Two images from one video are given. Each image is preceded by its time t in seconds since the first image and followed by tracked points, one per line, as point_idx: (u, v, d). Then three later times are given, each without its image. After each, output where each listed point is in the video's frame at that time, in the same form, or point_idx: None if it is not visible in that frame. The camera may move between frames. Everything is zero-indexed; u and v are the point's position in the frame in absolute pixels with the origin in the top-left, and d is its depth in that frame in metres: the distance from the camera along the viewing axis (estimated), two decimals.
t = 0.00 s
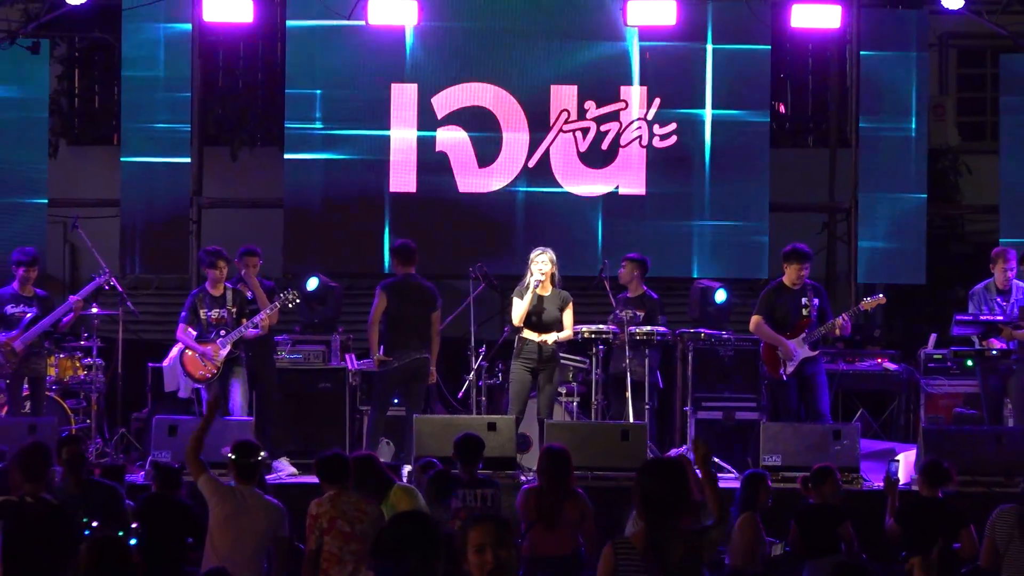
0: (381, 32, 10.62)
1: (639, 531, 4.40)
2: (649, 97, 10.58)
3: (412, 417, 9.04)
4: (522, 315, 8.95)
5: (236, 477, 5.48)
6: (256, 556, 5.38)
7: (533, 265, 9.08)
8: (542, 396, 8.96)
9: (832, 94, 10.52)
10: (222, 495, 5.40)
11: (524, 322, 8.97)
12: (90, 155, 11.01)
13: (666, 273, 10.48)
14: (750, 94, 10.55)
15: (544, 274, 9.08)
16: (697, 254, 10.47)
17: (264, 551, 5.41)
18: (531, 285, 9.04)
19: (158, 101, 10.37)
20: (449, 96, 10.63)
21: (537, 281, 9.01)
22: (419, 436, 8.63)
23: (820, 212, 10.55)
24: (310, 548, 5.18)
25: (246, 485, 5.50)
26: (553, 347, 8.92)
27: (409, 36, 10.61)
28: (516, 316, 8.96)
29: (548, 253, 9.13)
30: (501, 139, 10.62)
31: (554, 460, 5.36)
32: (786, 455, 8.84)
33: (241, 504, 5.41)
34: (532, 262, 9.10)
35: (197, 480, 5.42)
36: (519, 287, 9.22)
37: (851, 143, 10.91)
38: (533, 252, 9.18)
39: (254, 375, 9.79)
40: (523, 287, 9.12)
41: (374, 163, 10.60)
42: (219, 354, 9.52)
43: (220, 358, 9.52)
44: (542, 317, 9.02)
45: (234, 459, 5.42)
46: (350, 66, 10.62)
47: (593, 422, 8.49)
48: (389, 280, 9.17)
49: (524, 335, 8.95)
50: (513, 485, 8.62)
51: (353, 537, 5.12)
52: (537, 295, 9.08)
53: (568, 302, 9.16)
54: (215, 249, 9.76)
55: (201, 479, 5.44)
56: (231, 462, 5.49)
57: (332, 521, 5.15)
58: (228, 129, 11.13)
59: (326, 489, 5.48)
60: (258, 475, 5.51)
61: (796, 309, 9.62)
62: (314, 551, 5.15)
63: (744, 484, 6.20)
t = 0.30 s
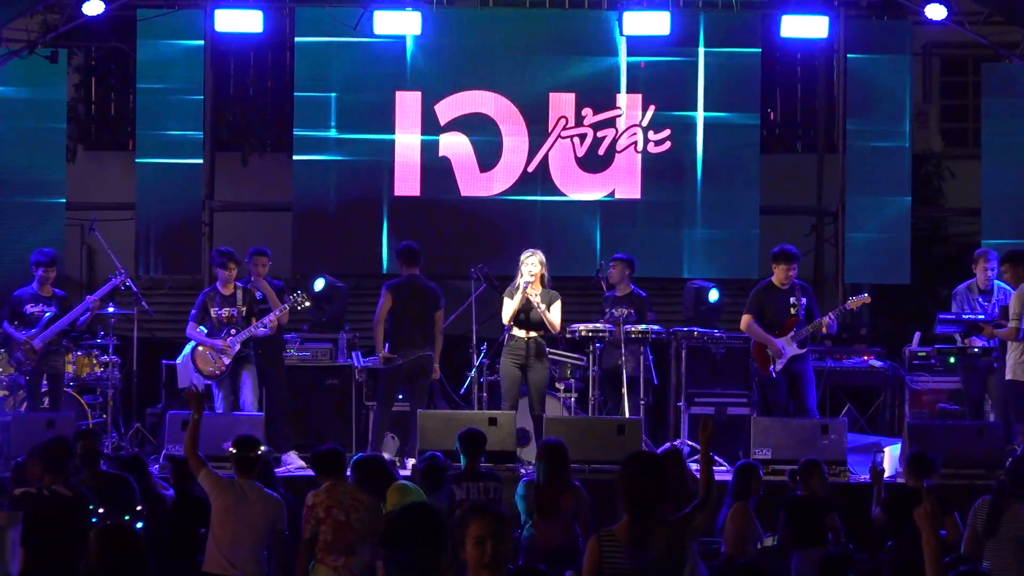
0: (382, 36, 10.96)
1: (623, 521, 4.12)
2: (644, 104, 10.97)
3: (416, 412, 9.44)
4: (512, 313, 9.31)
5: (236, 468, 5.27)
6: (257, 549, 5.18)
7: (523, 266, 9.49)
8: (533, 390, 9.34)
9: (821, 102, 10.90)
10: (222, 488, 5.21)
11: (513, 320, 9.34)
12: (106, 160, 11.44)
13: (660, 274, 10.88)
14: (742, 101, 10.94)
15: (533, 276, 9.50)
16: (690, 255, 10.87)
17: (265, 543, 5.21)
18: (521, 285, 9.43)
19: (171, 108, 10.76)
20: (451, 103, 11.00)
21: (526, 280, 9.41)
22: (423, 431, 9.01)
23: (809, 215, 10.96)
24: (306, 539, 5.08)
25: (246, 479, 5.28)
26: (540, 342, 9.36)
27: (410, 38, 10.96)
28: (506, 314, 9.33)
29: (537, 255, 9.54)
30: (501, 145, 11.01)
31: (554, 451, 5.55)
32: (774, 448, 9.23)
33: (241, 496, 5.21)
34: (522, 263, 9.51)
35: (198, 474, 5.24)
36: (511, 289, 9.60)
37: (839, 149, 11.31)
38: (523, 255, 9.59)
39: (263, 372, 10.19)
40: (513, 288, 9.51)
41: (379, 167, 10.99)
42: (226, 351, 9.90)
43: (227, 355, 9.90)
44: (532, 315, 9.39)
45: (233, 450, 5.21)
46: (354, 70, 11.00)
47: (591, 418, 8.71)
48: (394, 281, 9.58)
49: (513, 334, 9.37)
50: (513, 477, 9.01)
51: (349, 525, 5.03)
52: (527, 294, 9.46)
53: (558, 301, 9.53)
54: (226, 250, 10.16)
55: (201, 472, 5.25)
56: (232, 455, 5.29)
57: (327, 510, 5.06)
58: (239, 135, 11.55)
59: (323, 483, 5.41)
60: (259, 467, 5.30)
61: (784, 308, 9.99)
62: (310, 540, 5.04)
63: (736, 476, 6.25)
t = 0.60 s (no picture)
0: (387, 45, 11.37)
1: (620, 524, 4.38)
2: (640, 111, 11.38)
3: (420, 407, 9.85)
4: (499, 314, 9.72)
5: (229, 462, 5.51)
6: (253, 539, 5.47)
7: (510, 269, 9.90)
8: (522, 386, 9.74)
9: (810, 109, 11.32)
10: (217, 483, 5.47)
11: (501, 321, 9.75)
12: (122, 165, 11.88)
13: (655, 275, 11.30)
14: (734, 109, 11.35)
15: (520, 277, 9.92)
16: (684, 257, 11.28)
17: (261, 532, 5.50)
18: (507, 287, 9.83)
19: (185, 115, 11.19)
20: (454, 110, 11.40)
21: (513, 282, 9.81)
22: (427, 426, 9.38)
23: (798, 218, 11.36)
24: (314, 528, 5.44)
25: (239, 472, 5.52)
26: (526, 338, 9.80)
27: (414, 46, 11.33)
28: (493, 315, 9.74)
29: (524, 258, 9.94)
30: (501, 150, 11.42)
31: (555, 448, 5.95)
32: (765, 442, 9.49)
33: (236, 490, 5.47)
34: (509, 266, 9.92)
35: (194, 468, 5.51)
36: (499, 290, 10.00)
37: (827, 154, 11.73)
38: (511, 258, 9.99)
39: (273, 369, 10.60)
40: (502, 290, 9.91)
41: (385, 172, 11.39)
42: (234, 349, 10.28)
43: (235, 353, 10.28)
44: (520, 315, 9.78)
45: (225, 446, 5.44)
46: (360, 77, 11.41)
47: (588, 413, 9.01)
48: (399, 281, 9.98)
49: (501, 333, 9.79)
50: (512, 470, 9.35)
51: (352, 517, 5.35)
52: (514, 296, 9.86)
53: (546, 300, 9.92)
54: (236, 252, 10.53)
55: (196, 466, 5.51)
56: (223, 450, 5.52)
57: (333, 503, 5.38)
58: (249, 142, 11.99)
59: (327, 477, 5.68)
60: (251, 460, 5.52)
61: (774, 307, 10.38)
62: (316, 531, 5.40)
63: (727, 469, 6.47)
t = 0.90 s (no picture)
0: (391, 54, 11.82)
1: (625, 507, 4.79)
2: (635, 117, 11.82)
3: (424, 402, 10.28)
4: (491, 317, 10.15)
5: (229, 459, 5.74)
6: (257, 531, 5.69)
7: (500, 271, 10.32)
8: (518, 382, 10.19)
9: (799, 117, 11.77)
10: (219, 479, 5.69)
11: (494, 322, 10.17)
12: (137, 170, 12.35)
13: (650, 275, 11.74)
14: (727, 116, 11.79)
15: (509, 278, 10.34)
16: (678, 258, 11.71)
17: (264, 525, 5.72)
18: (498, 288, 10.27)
19: (199, 121, 11.64)
20: (457, 117, 11.85)
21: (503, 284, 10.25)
22: (431, 420, 9.78)
23: (788, 220, 11.81)
24: (324, 522, 5.63)
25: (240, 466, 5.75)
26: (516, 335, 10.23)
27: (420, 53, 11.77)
28: (487, 318, 10.17)
29: (511, 259, 10.37)
30: (502, 155, 11.86)
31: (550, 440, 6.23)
32: (756, 436, 9.87)
33: (237, 485, 5.69)
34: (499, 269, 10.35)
35: (197, 465, 5.73)
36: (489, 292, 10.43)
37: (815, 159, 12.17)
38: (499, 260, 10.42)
39: (283, 366, 11.03)
40: (492, 292, 10.33)
41: (390, 176, 11.82)
42: (242, 346, 10.74)
43: (243, 350, 10.74)
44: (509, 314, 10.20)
45: (225, 444, 5.68)
46: (367, 83, 11.83)
47: (586, 407, 9.38)
48: (404, 281, 10.40)
49: (495, 332, 10.21)
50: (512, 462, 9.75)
51: (358, 506, 5.53)
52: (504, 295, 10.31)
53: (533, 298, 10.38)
54: (246, 253, 10.96)
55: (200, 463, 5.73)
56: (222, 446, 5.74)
57: (338, 496, 5.56)
58: (259, 147, 12.47)
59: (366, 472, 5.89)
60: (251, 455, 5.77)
61: (766, 306, 10.76)
62: (327, 525, 5.61)
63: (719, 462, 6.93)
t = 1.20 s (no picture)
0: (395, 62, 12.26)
1: (635, 495, 4.80)
2: (630, 124, 12.23)
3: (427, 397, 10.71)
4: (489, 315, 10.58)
5: (253, 450, 6.09)
6: (274, 519, 6.03)
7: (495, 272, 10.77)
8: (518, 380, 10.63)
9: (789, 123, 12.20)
10: (242, 468, 6.03)
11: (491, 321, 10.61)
12: (151, 174, 12.81)
13: (645, 276, 12.16)
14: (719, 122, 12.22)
15: (504, 278, 10.78)
16: (672, 260, 12.13)
17: (283, 514, 6.06)
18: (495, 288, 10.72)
19: (210, 128, 12.09)
20: (459, 123, 12.26)
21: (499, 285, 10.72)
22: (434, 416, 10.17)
23: (778, 223, 12.24)
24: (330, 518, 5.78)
25: (263, 458, 6.09)
26: (516, 334, 10.67)
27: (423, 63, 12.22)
28: (484, 317, 10.61)
29: (506, 259, 10.82)
30: (502, 160, 12.27)
31: (549, 439, 6.49)
32: (747, 431, 10.22)
33: (259, 474, 6.03)
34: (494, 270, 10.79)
35: (220, 455, 6.06)
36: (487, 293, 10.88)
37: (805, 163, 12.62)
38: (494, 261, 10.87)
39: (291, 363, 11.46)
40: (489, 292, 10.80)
41: (394, 181, 12.25)
42: (252, 345, 11.16)
43: (253, 348, 11.16)
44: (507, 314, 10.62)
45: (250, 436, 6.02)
46: (372, 90, 12.27)
47: (584, 403, 9.75)
48: (409, 281, 10.87)
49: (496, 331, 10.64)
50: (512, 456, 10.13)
51: (361, 497, 5.63)
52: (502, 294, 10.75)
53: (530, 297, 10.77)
54: (256, 254, 11.36)
55: (223, 456, 6.06)
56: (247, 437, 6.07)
57: (342, 490, 5.68)
58: (269, 153, 12.93)
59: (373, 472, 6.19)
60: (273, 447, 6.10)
61: (762, 306, 11.17)
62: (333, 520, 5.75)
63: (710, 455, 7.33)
